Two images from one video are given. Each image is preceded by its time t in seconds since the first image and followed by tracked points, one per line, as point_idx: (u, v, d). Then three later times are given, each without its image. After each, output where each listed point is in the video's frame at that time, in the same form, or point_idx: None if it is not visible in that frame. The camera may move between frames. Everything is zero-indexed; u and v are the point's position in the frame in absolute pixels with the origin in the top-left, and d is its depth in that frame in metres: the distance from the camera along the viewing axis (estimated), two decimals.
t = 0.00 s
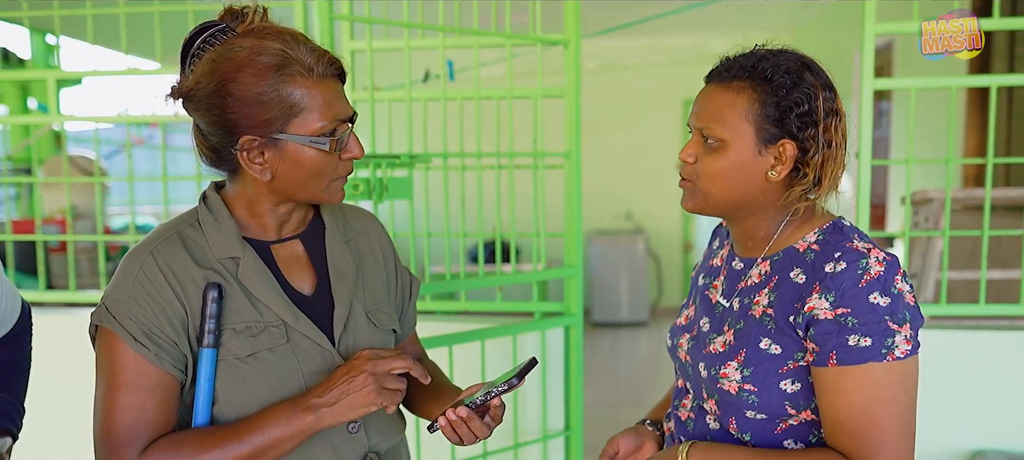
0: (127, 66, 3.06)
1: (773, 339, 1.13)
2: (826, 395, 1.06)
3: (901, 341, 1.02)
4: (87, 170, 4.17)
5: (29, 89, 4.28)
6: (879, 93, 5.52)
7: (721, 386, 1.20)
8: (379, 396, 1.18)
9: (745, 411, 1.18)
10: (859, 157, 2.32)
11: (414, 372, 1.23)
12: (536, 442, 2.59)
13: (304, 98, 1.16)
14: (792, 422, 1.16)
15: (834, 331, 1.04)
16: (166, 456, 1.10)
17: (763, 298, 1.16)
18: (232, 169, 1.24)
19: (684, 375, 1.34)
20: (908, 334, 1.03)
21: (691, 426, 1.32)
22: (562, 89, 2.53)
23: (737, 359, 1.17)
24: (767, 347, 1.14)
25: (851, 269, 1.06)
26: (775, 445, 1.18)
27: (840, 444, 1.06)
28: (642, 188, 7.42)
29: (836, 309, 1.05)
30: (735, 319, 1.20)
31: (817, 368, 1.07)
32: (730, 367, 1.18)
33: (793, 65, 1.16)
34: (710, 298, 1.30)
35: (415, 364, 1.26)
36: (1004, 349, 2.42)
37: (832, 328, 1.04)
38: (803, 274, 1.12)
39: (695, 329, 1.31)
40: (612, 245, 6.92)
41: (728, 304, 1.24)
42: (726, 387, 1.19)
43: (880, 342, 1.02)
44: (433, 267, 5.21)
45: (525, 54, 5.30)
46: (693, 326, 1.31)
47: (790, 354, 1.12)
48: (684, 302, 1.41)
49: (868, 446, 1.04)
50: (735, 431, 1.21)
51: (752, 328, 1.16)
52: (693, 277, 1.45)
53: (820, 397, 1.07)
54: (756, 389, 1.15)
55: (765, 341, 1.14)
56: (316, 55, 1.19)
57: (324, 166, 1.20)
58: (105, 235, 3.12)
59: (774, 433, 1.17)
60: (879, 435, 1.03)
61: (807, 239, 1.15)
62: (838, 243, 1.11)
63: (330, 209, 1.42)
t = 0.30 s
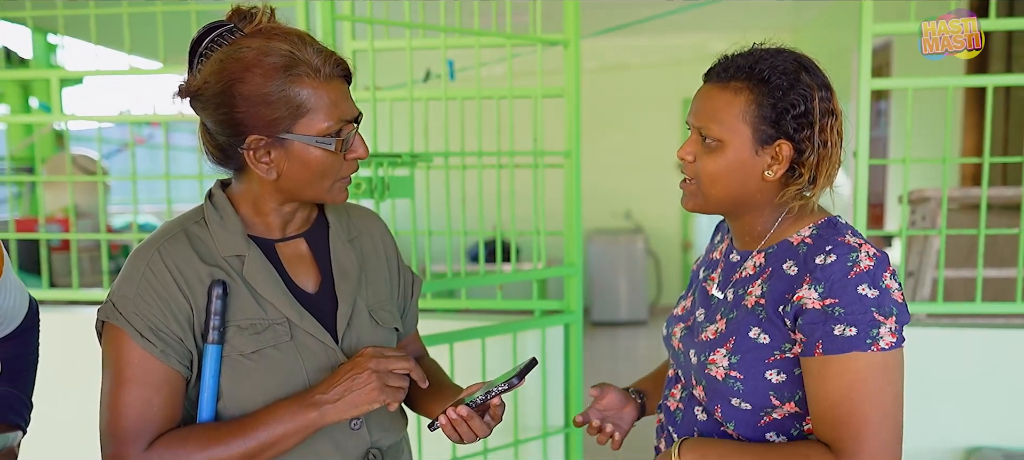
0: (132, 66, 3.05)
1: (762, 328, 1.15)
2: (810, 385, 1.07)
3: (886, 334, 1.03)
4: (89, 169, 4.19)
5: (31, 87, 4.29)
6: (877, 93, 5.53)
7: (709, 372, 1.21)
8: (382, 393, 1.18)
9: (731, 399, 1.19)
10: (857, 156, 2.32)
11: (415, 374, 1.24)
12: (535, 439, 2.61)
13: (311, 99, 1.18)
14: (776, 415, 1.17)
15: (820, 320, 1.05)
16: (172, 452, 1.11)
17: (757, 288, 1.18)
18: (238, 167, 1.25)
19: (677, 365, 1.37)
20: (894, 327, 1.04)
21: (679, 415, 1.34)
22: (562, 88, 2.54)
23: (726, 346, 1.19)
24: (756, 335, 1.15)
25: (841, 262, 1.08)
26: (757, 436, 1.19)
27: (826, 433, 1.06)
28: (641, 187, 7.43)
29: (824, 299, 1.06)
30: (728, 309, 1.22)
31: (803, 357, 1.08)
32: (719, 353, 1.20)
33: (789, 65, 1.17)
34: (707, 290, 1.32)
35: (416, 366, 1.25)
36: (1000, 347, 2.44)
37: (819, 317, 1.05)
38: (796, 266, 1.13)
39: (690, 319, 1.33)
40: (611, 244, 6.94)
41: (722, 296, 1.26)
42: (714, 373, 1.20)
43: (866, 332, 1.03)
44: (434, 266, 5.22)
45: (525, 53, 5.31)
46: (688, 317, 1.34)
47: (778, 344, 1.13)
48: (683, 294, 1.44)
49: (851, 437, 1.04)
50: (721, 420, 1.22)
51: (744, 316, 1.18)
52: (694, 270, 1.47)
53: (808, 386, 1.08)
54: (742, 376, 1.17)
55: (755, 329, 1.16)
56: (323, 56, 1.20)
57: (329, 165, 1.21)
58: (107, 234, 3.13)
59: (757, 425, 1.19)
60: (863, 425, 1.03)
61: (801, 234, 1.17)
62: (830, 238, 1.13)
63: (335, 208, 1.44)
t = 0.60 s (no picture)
0: (131, 62, 2.98)
1: (790, 329, 1.16)
2: (846, 388, 1.09)
3: (921, 332, 1.05)
4: (90, 167, 4.20)
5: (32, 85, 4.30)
6: (878, 92, 5.53)
7: (734, 375, 1.22)
8: (388, 393, 1.19)
9: (757, 400, 1.20)
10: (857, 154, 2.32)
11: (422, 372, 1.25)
12: (536, 436, 2.61)
13: (309, 93, 1.18)
14: (799, 412, 1.19)
15: (857, 323, 1.06)
16: (175, 446, 1.11)
17: (780, 289, 1.19)
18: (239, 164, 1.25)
19: (689, 365, 1.36)
20: (926, 325, 1.07)
21: (695, 415, 1.35)
22: (563, 86, 2.54)
23: (751, 349, 1.19)
24: (783, 337, 1.16)
25: (870, 263, 1.09)
26: (782, 434, 1.21)
27: (864, 434, 1.09)
28: (641, 186, 7.44)
29: (858, 301, 1.07)
30: (749, 310, 1.22)
31: (839, 359, 1.09)
32: (743, 355, 1.20)
33: (802, 62, 1.17)
34: (718, 289, 1.32)
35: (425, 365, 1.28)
36: (1000, 345, 2.44)
37: (855, 320, 1.07)
38: (822, 267, 1.14)
39: (702, 319, 1.33)
40: (611, 242, 6.94)
41: (739, 296, 1.26)
42: (739, 376, 1.21)
43: (902, 333, 1.05)
44: (435, 264, 5.24)
45: (525, 52, 5.31)
46: (700, 316, 1.34)
47: (805, 345, 1.15)
48: (689, 292, 1.44)
49: (892, 437, 1.06)
50: (743, 420, 1.24)
51: (769, 318, 1.18)
52: (696, 268, 1.48)
53: (842, 388, 1.10)
54: (769, 378, 1.18)
55: (782, 331, 1.17)
56: (322, 51, 1.20)
57: (327, 160, 1.21)
58: (109, 231, 3.14)
59: (781, 422, 1.21)
60: (903, 425, 1.06)
61: (822, 233, 1.18)
62: (854, 238, 1.14)
63: (337, 204, 1.45)
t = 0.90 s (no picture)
0: (128, 61, 3.00)
1: (811, 323, 1.16)
2: (869, 382, 1.09)
3: (942, 326, 1.06)
4: (89, 166, 4.20)
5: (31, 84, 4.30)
6: (877, 90, 5.52)
7: (755, 370, 1.21)
8: (402, 400, 1.18)
9: (777, 395, 1.20)
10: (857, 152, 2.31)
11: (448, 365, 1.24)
12: (536, 435, 2.61)
13: (302, 97, 1.16)
14: (817, 406, 1.19)
15: (880, 317, 1.07)
16: (197, 440, 1.12)
17: (799, 284, 1.19)
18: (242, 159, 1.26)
19: (700, 362, 1.35)
20: (945, 317, 1.08)
21: (707, 413, 1.34)
22: (562, 84, 2.54)
23: (771, 344, 1.19)
24: (804, 331, 1.16)
25: (892, 257, 1.09)
26: (800, 429, 1.20)
27: (884, 427, 1.10)
28: (641, 185, 7.43)
29: (881, 294, 1.08)
30: (767, 306, 1.22)
31: (861, 353, 1.09)
32: (764, 350, 1.20)
33: (820, 60, 1.17)
34: (728, 285, 1.32)
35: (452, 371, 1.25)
36: (999, 342, 2.45)
37: (878, 314, 1.07)
38: (842, 261, 1.14)
39: (713, 315, 1.32)
40: (611, 241, 6.94)
41: (753, 291, 1.26)
42: (760, 371, 1.20)
43: (925, 326, 1.06)
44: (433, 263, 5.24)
45: (523, 50, 5.30)
46: (711, 313, 1.33)
47: (826, 338, 1.14)
48: (695, 289, 1.44)
49: (914, 429, 1.07)
50: (761, 415, 1.23)
51: (789, 312, 1.18)
52: (700, 266, 1.48)
53: (863, 382, 1.11)
54: (790, 373, 1.17)
55: (802, 325, 1.16)
56: (329, 58, 1.19)
57: (314, 169, 1.19)
58: (108, 229, 3.14)
59: (799, 417, 1.20)
60: (925, 417, 1.07)
61: (839, 227, 1.18)
62: (873, 232, 1.14)
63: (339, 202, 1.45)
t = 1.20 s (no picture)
0: (126, 60, 2.98)
1: (812, 322, 1.15)
2: (870, 379, 1.09)
3: (943, 325, 1.06)
4: (88, 165, 4.20)
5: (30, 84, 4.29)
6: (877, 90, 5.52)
7: (755, 368, 1.21)
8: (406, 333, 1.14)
9: (778, 393, 1.19)
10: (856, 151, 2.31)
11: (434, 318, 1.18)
12: (534, 434, 2.61)
13: (297, 48, 1.21)
14: (817, 406, 1.18)
15: (881, 316, 1.07)
16: (216, 431, 1.10)
17: (800, 282, 1.18)
18: (266, 148, 1.26)
19: (701, 361, 1.35)
20: (947, 317, 1.07)
21: (708, 412, 1.33)
22: (561, 84, 2.54)
23: (772, 342, 1.18)
24: (805, 330, 1.16)
25: (893, 256, 1.09)
26: (801, 428, 1.20)
27: (884, 425, 1.10)
28: (640, 185, 7.43)
29: (882, 294, 1.07)
30: (767, 304, 1.21)
31: (862, 352, 1.09)
32: (765, 349, 1.19)
33: (825, 64, 1.16)
34: (729, 283, 1.32)
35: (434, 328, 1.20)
36: (998, 342, 2.45)
37: (879, 313, 1.07)
38: (844, 260, 1.14)
39: (715, 314, 1.32)
40: (610, 241, 6.93)
41: (755, 290, 1.25)
42: (761, 369, 1.20)
43: (926, 325, 1.05)
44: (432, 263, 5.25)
45: (522, 50, 5.30)
46: (712, 311, 1.33)
47: (827, 337, 1.14)
48: (697, 288, 1.43)
49: (916, 427, 1.07)
50: (761, 414, 1.23)
51: (789, 311, 1.18)
52: (701, 265, 1.48)
53: (863, 380, 1.11)
54: (791, 371, 1.17)
55: (803, 324, 1.16)
56: (295, 17, 1.25)
57: (340, 105, 1.22)
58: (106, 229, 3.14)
59: (800, 416, 1.20)
60: (926, 417, 1.07)
61: (840, 227, 1.18)
62: (874, 231, 1.14)
63: (361, 198, 1.45)
